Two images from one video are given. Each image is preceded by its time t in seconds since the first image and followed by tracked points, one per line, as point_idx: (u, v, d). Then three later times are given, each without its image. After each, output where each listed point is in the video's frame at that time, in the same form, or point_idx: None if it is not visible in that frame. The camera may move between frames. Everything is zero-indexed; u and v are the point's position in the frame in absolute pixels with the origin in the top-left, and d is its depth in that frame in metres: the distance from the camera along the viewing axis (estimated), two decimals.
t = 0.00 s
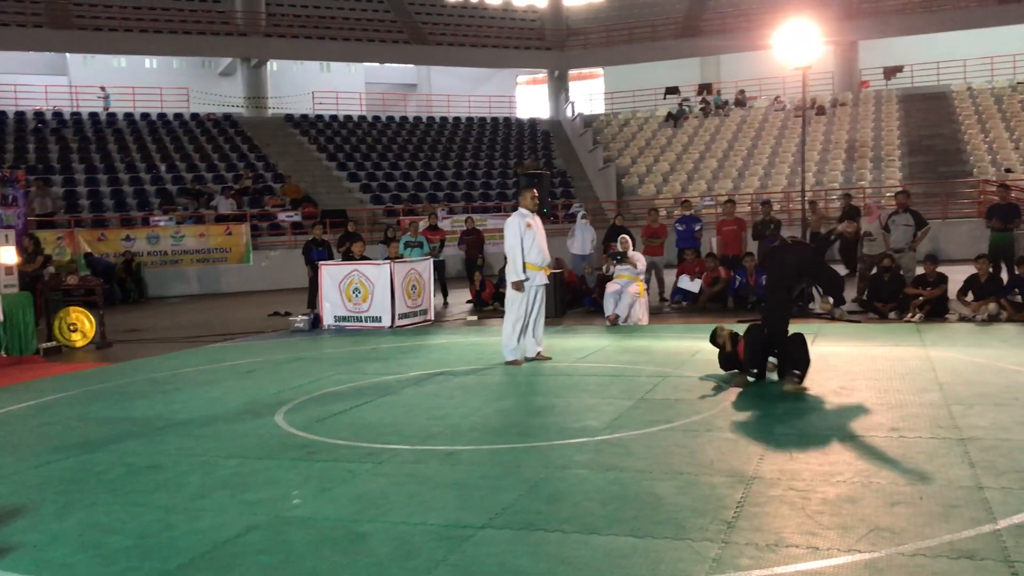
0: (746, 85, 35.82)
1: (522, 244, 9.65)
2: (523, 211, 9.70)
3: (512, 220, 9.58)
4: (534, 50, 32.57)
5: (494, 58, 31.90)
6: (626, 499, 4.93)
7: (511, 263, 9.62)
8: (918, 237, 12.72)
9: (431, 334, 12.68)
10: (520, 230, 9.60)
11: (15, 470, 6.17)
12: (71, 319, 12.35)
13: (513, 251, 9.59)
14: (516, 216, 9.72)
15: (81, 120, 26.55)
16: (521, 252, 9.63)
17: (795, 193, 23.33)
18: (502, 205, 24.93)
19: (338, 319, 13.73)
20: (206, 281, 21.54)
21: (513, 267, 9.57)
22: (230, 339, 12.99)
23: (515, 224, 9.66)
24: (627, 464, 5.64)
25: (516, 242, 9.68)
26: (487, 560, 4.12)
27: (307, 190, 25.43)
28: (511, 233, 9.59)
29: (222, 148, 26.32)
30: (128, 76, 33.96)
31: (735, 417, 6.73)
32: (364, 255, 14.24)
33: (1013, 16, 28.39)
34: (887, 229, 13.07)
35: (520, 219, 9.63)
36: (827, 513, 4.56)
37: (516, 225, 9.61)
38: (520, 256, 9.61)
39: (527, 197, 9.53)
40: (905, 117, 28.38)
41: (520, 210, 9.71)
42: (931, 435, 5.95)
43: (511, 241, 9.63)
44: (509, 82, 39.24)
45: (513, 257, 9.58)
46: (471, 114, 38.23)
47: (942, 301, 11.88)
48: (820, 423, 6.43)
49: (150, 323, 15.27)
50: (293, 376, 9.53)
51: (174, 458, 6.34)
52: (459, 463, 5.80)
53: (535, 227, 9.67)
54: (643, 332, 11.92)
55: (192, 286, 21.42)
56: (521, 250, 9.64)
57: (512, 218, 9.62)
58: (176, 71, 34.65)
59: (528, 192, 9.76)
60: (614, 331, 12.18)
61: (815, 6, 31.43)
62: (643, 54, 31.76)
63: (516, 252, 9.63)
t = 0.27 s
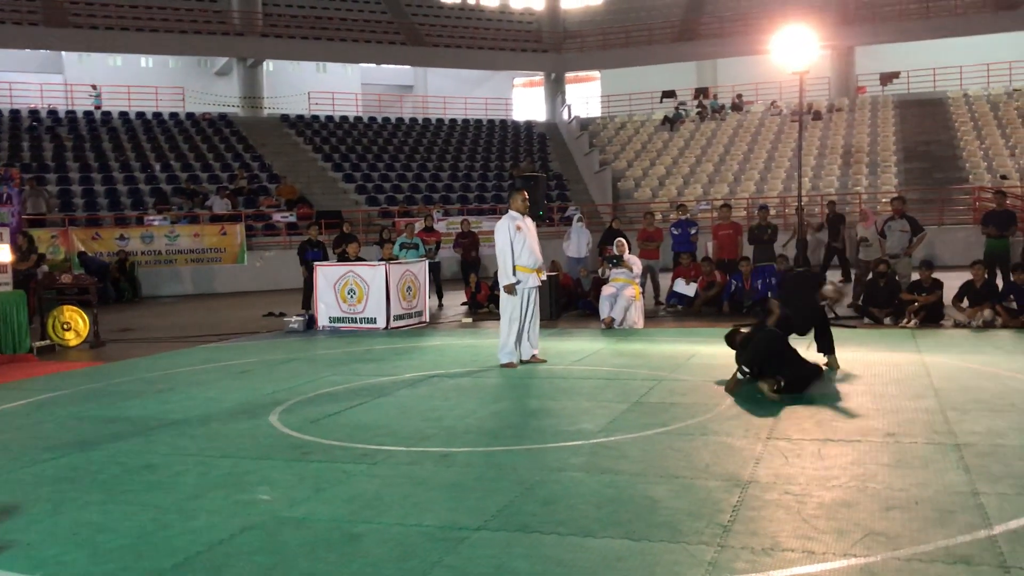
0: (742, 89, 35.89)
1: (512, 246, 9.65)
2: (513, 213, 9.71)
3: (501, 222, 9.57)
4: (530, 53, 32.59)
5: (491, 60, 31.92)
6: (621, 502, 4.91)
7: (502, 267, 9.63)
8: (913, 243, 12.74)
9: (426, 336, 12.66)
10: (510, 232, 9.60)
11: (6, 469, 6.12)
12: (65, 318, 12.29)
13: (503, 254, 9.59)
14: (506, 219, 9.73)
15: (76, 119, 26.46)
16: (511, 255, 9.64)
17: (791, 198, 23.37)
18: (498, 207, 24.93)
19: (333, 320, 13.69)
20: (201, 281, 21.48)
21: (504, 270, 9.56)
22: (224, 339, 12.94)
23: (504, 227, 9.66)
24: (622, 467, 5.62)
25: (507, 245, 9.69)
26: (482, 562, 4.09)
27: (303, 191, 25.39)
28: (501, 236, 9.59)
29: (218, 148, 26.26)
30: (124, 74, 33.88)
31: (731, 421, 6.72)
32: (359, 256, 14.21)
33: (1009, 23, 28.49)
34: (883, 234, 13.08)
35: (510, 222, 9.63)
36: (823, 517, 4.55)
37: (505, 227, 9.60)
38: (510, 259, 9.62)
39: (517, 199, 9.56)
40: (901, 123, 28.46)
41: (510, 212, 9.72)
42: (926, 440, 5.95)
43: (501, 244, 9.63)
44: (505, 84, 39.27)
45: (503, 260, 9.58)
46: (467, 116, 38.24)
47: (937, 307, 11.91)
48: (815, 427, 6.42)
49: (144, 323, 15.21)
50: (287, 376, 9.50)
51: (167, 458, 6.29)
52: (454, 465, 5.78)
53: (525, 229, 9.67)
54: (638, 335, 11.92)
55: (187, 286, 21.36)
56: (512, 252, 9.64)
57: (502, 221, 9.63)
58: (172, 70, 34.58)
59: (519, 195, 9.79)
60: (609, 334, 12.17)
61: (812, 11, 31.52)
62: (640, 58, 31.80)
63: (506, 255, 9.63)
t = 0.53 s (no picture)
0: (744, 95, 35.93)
1: (510, 251, 9.71)
2: (511, 218, 9.74)
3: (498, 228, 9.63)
4: (532, 57, 32.63)
5: (493, 64, 31.96)
6: (618, 507, 4.91)
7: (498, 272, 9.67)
8: (913, 251, 12.74)
9: (425, 338, 12.66)
10: (507, 237, 9.65)
11: (3, 468, 6.11)
12: (64, 317, 12.28)
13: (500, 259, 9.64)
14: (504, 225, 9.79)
15: (78, 118, 26.46)
16: (508, 259, 9.69)
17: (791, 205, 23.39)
18: (498, 211, 24.94)
19: (332, 321, 13.69)
20: (200, 281, 21.47)
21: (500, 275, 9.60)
22: (223, 340, 12.93)
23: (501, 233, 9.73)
24: (621, 471, 5.62)
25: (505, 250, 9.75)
26: (478, 566, 4.09)
27: (303, 193, 25.39)
28: (498, 241, 9.64)
29: (219, 149, 26.27)
30: (126, 74, 33.90)
31: (729, 427, 6.71)
32: (359, 258, 14.20)
33: (1011, 33, 28.53)
34: (883, 242, 13.08)
35: (507, 226, 9.69)
36: (820, 524, 4.55)
37: (502, 232, 9.66)
38: (506, 264, 9.67)
39: (515, 204, 9.63)
40: (902, 131, 28.49)
41: (508, 217, 9.75)
42: (925, 449, 5.95)
43: (499, 249, 9.67)
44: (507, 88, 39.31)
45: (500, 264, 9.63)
46: (468, 120, 38.27)
47: (936, 316, 11.92)
48: (813, 435, 6.42)
49: (143, 323, 15.19)
50: (286, 378, 9.49)
51: (164, 458, 6.29)
52: (452, 468, 5.78)
53: (522, 233, 9.71)
54: (638, 340, 11.92)
55: (186, 286, 21.35)
56: (508, 257, 9.69)
57: (499, 226, 9.66)
58: (174, 70, 34.62)
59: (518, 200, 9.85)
60: (608, 339, 12.17)
61: (813, 19, 31.59)
62: (642, 63, 31.83)
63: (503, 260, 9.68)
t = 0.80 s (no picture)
0: (750, 100, 35.94)
1: (516, 255, 9.70)
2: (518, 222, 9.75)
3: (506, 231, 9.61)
4: (538, 62, 32.68)
5: (499, 68, 32.01)
6: (624, 511, 4.91)
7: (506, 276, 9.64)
8: (919, 256, 12.72)
9: (430, 342, 12.69)
10: (514, 241, 9.65)
11: (12, 469, 6.15)
12: (72, 319, 12.34)
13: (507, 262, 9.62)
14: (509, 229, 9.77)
15: (86, 122, 26.60)
16: (515, 264, 9.68)
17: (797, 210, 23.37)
18: (504, 215, 24.97)
19: (338, 325, 13.73)
20: (207, 285, 21.55)
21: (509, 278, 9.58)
22: (230, 343, 12.98)
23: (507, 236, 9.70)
24: (626, 476, 5.63)
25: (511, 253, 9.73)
26: (483, 570, 4.10)
27: (310, 197, 25.45)
28: (506, 244, 9.61)
29: (226, 153, 26.35)
30: (134, 78, 34.06)
31: (734, 431, 6.72)
32: (365, 261, 14.23)
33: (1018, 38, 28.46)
34: (889, 247, 13.05)
35: (514, 230, 9.68)
36: (825, 529, 4.56)
37: (510, 236, 9.65)
38: (513, 268, 9.65)
39: (522, 207, 9.62)
40: (908, 136, 28.46)
41: (515, 221, 9.76)
42: (930, 454, 5.95)
43: (505, 253, 9.68)
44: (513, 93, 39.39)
45: (507, 268, 9.61)
46: (474, 124, 38.33)
47: (942, 321, 11.91)
48: (818, 439, 6.42)
49: (150, 326, 15.24)
50: (292, 381, 9.53)
51: (171, 461, 6.32)
52: (457, 472, 5.80)
53: (529, 238, 9.72)
54: (644, 344, 11.91)
55: (193, 289, 21.42)
56: (516, 261, 9.68)
57: (506, 229, 9.67)
58: (181, 74, 34.77)
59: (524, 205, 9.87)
60: (613, 343, 12.18)
61: (819, 25, 31.58)
62: (648, 68, 31.84)
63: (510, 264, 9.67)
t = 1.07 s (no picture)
0: (756, 102, 35.92)
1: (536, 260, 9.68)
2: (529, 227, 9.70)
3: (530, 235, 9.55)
4: (544, 66, 32.73)
5: (505, 72, 32.06)
6: (633, 515, 4.91)
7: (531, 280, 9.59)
8: (928, 257, 12.67)
9: (438, 347, 12.69)
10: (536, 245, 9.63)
11: (23, 476, 6.18)
12: (81, 326, 12.41)
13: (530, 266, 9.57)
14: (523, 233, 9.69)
15: (95, 129, 26.73)
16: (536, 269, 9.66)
17: (805, 212, 23.35)
18: (511, 219, 24.99)
19: (346, 330, 13.75)
20: (216, 290, 21.62)
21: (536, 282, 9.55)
22: (239, 349, 13.02)
23: (525, 240, 9.60)
24: (634, 479, 5.63)
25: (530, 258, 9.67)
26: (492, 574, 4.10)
27: (318, 202, 25.53)
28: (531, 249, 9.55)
29: (233, 159, 26.45)
30: (142, 85, 34.23)
31: (743, 434, 6.71)
32: (373, 266, 14.26)
33: None
34: (898, 248, 13.01)
35: (533, 235, 9.65)
36: (835, 532, 4.54)
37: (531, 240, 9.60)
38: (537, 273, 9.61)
39: (537, 213, 9.57)
40: (915, 137, 28.39)
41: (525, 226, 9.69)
42: (940, 456, 5.92)
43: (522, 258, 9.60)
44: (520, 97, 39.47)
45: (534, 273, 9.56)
46: (480, 129, 38.38)
47: (951, 322, 11.87)
48: (827, 441, 6.41)
49: (158, 332, 15.31)
50: (300, 386, 9.55)
51: (181, 467, 6.34)
52: (466, 476, 5.80)
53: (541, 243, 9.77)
54: (652, 347, 11.88)
55: (202, 295, 21.49)
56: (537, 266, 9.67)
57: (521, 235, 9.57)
58: (189, 81, 34.94)
59: (532, 210, 9.85)
60: (621, 346, 12.17)
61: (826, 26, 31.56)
62: (655, 70, 31.85)
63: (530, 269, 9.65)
